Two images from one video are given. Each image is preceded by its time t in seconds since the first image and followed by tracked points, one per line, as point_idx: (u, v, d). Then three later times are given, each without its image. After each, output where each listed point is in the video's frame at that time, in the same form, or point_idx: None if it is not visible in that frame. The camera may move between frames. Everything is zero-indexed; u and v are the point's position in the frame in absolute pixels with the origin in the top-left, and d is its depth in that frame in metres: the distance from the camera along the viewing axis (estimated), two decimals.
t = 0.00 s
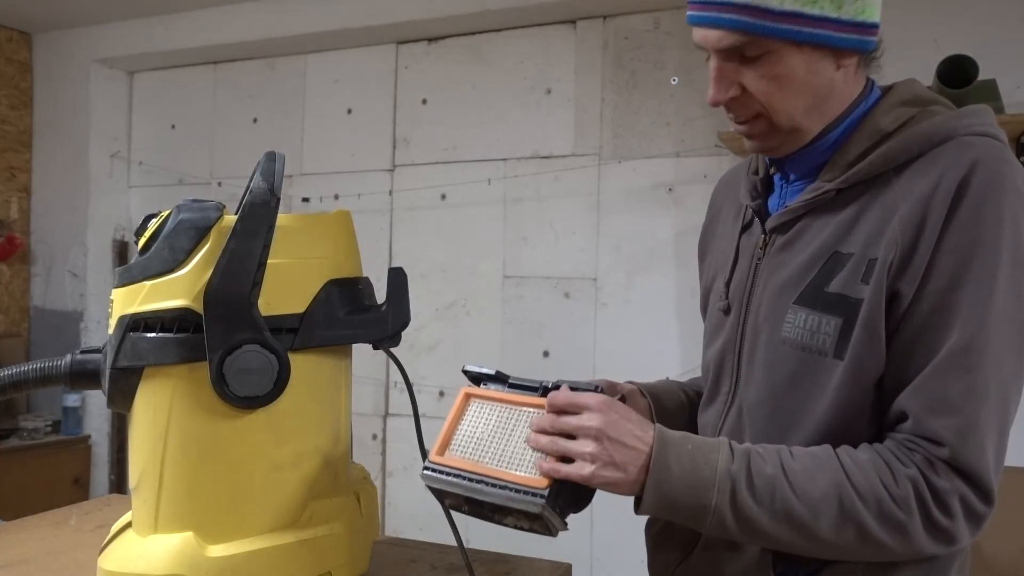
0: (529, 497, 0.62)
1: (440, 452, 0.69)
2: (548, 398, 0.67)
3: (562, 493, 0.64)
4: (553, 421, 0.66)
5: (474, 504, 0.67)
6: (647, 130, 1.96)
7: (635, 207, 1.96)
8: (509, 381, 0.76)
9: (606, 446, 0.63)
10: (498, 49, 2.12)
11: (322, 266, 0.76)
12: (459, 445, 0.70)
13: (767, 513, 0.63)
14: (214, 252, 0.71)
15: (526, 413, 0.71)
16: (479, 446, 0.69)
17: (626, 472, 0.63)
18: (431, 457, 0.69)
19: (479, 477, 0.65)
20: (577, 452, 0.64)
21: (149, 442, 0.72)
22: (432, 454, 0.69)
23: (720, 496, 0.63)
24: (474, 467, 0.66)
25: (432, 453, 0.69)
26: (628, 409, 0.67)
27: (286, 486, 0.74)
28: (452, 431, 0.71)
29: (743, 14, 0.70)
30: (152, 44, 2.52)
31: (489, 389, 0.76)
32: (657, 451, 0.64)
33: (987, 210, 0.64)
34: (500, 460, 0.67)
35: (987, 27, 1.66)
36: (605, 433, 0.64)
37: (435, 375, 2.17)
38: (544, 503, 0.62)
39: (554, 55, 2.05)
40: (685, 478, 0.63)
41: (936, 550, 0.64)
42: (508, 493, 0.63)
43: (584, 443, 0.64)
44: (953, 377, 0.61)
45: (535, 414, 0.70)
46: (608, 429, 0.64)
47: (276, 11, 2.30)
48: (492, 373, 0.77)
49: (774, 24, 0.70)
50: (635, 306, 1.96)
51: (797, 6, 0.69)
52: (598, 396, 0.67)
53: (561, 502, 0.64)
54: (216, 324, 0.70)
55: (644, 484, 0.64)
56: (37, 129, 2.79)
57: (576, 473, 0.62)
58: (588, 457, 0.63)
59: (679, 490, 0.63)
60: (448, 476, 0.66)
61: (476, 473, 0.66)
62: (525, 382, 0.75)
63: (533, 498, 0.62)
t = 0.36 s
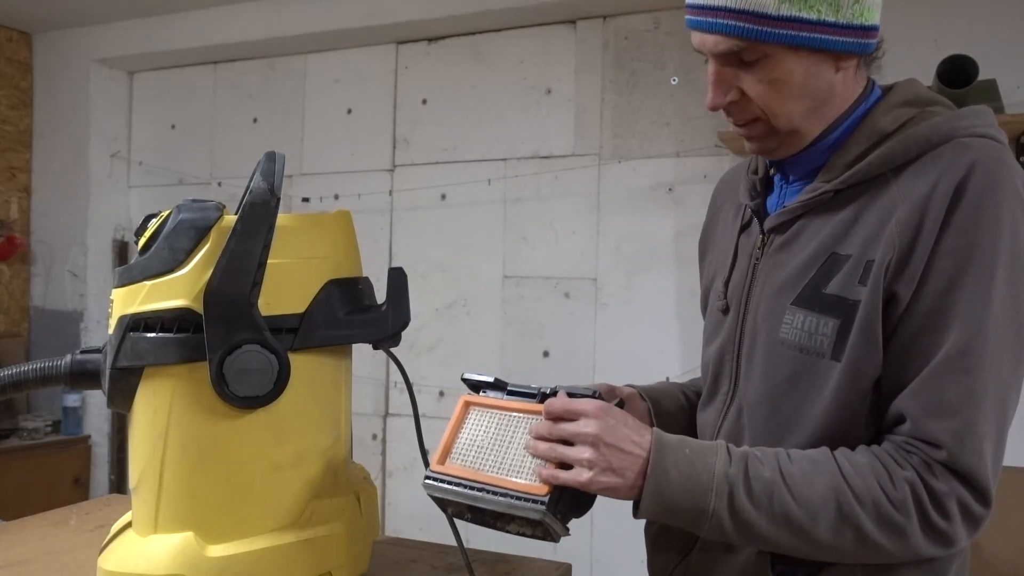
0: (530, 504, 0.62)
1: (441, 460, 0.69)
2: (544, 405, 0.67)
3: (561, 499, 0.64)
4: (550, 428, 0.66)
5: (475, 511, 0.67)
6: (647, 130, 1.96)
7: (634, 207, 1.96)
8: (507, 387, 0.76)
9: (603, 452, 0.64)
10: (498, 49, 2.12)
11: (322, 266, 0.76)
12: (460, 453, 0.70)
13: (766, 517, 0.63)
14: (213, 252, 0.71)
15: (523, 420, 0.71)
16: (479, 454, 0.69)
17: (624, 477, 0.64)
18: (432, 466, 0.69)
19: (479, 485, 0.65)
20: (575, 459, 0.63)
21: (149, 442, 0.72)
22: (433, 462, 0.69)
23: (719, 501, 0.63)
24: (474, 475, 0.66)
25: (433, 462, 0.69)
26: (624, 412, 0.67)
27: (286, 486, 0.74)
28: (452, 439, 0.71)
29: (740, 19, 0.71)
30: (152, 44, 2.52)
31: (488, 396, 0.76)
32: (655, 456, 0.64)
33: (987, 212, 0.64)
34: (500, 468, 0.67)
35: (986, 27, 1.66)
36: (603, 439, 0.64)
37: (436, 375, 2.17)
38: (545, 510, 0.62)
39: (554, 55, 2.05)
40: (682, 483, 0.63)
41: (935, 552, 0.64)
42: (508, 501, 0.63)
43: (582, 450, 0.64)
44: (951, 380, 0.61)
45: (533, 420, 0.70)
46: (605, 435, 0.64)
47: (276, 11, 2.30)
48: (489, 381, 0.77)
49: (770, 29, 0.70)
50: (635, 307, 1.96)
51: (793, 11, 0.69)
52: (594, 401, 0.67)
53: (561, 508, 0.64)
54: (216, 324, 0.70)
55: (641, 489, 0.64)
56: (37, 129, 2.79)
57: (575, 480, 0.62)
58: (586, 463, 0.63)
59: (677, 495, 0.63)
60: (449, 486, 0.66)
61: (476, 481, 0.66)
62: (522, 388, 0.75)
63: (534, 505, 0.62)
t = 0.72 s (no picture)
0: (537, 508, 0.62)
1: (445, 466, 0.69)
2: (547, 407, 0.67)
3: (569, 503, 0.64)
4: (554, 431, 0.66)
5: (481, 516, 0.66)
6: (647, 130, 1.96)
7: (635, 207, 1.96)
8: (509, 391, 0.76)
9: (607, 454, 0.63)
10: (498, 49, 2.12)
11: (322, 266, 0.76)
12: (463, 458, 0.70)
13: (771, 517, 0.63)
14: (214, 252, 0.71)
15: (527, 423, 0.71)
16: (483, 459, 0.69)
17: (629, 478, 0.64)
18: (435, 472, 0.69)
19: (485, 490, 0.65)
20: (580, 461, 0.63)
21: (149, 443, 0.72)
22: (437, 468, 0.69)
23: (724, 501, 0.63)
24: (479, 480, 0.66)
25: (437, 469, 0.69)
26: (628, 413, 0.67)
27: (286, 486, 0.74)
28: (455, 444, 0.71)
29: (752, 16, 0.70)
30: (152, 44, 2.52)
31: (490, 401, 0.76)
32: (660, 457, 0.64)
33: (993, 214, 0.64)
34: (505, 473, 0.67)
35: (986, 27, 1.66)
36: (606, 440, 0.64)
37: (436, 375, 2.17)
38: (552, 513, 0.62)
39: (554, 55, 2.05)
40: (689, 483, 0.63)
41: (938, 551, 0.64)
42: (514, 505, 0.63)
43: (586, 452, 0.63)
44: (956, 380, 0.62)
45: (536, 424, 0.70)
46: (609, 436, 0.64)
47: (277, 11, 2.30)
48: (491, 385, 0.77)
49: (782, 28, 0.70)
50: (635, 307, 1.96)
51: (806, 10, 0.69)
52: (596, 402, 0.67)
53: (568, 510, 0.64)
54: (216, 324, 0.70)
55: (647, 489, 0.64)
56: (37, 129, 2.79)
57: (580, 483, 0.62)
58: (590, 465, 0.63)
59: (683, 495, 0.63)
60: (454, 492, 0.66)
61: (481, 486, 0.66)
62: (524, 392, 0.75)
63: (540, 509, 0.62)
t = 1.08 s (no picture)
0: (547, 515, 0.62)
1: (450, 476, 0.69)
2: (553, 414, 0.67)
3: (579, 510, 0.64)
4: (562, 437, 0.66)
5: (489, 526, 0.66)
6: (647, 130, 1.96)
7: (635, 207, 1.96)
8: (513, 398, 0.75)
9: (615, 459, 0.63)
10: (498, 49, 2.12)
11: (323, 266, 0.76)
12: (470, 468, 0.70)
13: (783, 520, 0.63)
14: (214, 251, 0.71)
15: (534, 429, 0.71)
16: (491, 467, 0.69)
17: (639, 483, 0.63)
18: (442, 483, 0.69)
19: (493, 500, 0.65)
20: (588, 467, 0.63)
21: (149, 442, 0.72)
22: (443, 478, 0.69)
23: (736, 504, 0.63)
24: (488, 489, 0.66)
25: (443, 479, 0.69)
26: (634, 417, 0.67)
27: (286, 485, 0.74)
28: (461, 453, 0.72)
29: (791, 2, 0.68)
30: (152, 44, 2.52)
31: (492, 408, 0.75)
32: (669, 462, 0.64)
33: (1008, 214, 0.64)
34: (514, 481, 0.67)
35: (986, 27, 1.66)
36: (613, 445, 0.64)
37: (435, 375, 2.17)
38: (562, 520, 0.62)
39: (554, 55, 2.05)
40: (700, 486, 0.63)
41: (951, 552, 0.64)
42: (523, 514, 0.63)
43: (595, 458, 0.64)
44: (970, 380, 0.62)
45: (543, 429, 0.70)
46: (616, 441, 0.64)
47: (277, 11, 2.30)
48: (495, 391, 0.76)
49: (823, 12, 0.68)
50: (635, 307, 1.96)
51: None
52: (601, 407, 0.67)
53: (579, 517, 0.64)
54: (217, 323, 0.70)
55: (656, 494, 0.64)
56: (37, 129, 2.79)
57: (588, 489, 0.63)
58: (598, 471, 0.63)
59: (696, 498, 0.63)
60: (462, 502, 0.66)
61: (490, 496, 0.66)
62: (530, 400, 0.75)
63: (550, 517, 0.62)
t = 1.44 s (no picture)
0: (543, 504, 0.62)
1: (448, 465, 0.69)
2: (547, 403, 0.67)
3: (572, 499, 0.64)
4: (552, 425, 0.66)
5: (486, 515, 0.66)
6: (647, 130, 1.96)
7: (635, 207, 1.96)
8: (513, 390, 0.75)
9: (605, 448, 0.63)
10: (498, 49, 2.12)
11: (325, 266, 0.76)
12: (468, 456, 0.70)
13: (775, 514, 0.63)
14: (213, 251, 0.71)
15: (530, 420, 0.71)
16: (488, 456, 0.69)
17: (629, 472, 0.64)
18: (439, 471, 0.69)
19: (490, 488, 0.65)
20: (578, 455, 0.63)
21: (149, 443, 0.72)
22: (441, 467, 0.69)
23: (727, 497, 0.63)
24: (486, 478, 0.66)
25: (441, 468, 0.69)
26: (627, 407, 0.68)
27: (287, 486, 0.74)
28: (460, 441, 0.71)
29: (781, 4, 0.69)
30: (152, 44, 2.52)
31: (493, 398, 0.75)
32: (660, 452, 0.64)
33: (1009, 212, 0.64)
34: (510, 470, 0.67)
35: (985, 26, 1.66)
36: (604, 435, 0.64)
37: (436, 375, 2.17)
38: (558, 509, 0.62)
39: (554, 55, 2.05)
40: (691, 477, 0.63)
41: (948, 553, 0.64)
42: (520, 502, 0.63)
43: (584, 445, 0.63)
44: (968, 379, 0.62)
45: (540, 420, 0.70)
46: (607, 429, 0.64)
47: (277, 11, 2.30)
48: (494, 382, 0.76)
49: (813, 14, 0.68)
50: (635, 307, 1.96)
51: None
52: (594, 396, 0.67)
53: (574, 507, 0.64)
54: (217, 323, 0.70)
55: (647, 484, 0.64)
56: (37, 129, 2.80)
57: (579, 478, 0.63)
58: (588, 460, 0.63)
59: (687, 491, 0.63)
60: (460, 490, 0.66)
61: (487, 484, 0.66)
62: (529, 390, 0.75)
63: (546, 506, 0.62)
